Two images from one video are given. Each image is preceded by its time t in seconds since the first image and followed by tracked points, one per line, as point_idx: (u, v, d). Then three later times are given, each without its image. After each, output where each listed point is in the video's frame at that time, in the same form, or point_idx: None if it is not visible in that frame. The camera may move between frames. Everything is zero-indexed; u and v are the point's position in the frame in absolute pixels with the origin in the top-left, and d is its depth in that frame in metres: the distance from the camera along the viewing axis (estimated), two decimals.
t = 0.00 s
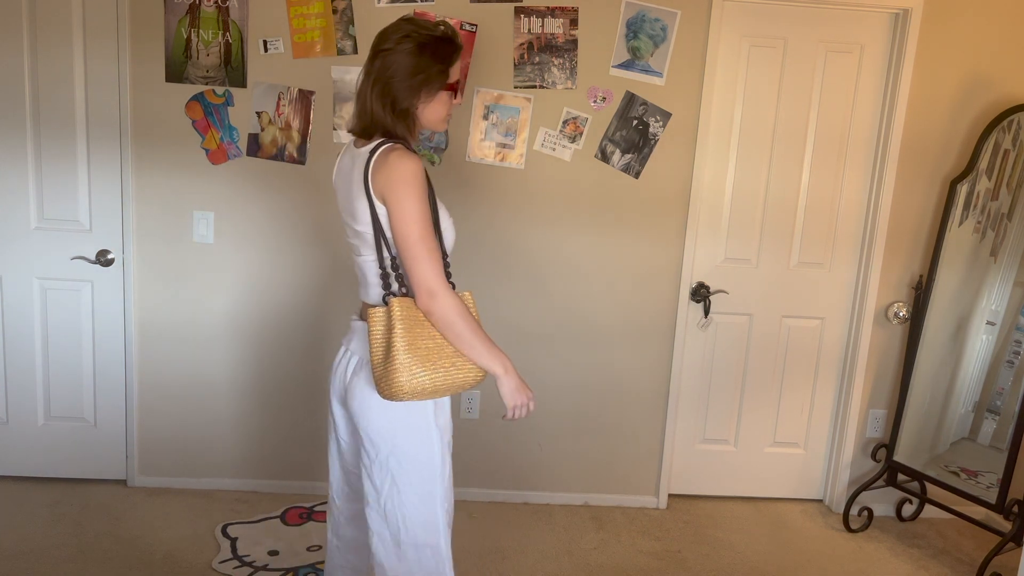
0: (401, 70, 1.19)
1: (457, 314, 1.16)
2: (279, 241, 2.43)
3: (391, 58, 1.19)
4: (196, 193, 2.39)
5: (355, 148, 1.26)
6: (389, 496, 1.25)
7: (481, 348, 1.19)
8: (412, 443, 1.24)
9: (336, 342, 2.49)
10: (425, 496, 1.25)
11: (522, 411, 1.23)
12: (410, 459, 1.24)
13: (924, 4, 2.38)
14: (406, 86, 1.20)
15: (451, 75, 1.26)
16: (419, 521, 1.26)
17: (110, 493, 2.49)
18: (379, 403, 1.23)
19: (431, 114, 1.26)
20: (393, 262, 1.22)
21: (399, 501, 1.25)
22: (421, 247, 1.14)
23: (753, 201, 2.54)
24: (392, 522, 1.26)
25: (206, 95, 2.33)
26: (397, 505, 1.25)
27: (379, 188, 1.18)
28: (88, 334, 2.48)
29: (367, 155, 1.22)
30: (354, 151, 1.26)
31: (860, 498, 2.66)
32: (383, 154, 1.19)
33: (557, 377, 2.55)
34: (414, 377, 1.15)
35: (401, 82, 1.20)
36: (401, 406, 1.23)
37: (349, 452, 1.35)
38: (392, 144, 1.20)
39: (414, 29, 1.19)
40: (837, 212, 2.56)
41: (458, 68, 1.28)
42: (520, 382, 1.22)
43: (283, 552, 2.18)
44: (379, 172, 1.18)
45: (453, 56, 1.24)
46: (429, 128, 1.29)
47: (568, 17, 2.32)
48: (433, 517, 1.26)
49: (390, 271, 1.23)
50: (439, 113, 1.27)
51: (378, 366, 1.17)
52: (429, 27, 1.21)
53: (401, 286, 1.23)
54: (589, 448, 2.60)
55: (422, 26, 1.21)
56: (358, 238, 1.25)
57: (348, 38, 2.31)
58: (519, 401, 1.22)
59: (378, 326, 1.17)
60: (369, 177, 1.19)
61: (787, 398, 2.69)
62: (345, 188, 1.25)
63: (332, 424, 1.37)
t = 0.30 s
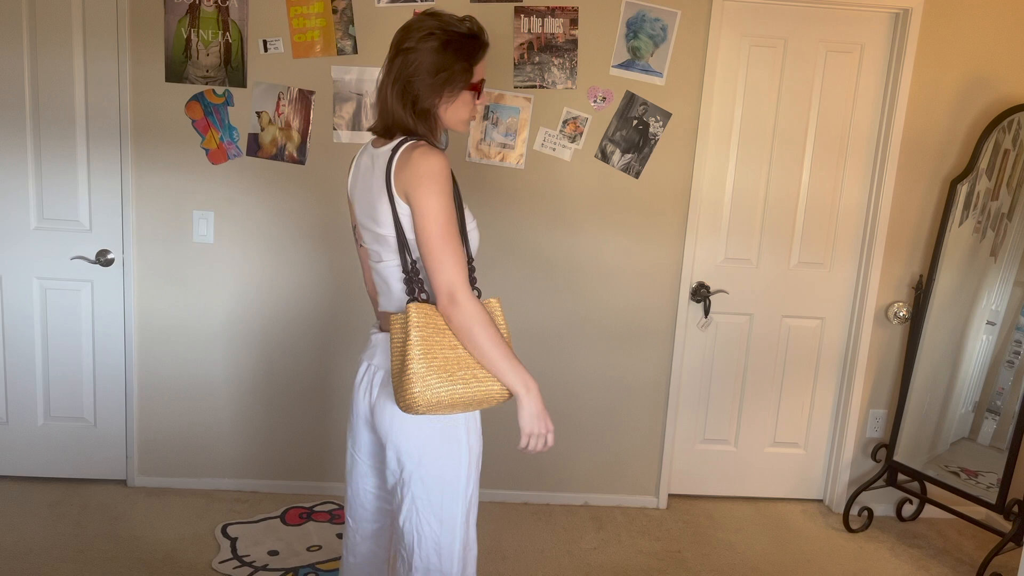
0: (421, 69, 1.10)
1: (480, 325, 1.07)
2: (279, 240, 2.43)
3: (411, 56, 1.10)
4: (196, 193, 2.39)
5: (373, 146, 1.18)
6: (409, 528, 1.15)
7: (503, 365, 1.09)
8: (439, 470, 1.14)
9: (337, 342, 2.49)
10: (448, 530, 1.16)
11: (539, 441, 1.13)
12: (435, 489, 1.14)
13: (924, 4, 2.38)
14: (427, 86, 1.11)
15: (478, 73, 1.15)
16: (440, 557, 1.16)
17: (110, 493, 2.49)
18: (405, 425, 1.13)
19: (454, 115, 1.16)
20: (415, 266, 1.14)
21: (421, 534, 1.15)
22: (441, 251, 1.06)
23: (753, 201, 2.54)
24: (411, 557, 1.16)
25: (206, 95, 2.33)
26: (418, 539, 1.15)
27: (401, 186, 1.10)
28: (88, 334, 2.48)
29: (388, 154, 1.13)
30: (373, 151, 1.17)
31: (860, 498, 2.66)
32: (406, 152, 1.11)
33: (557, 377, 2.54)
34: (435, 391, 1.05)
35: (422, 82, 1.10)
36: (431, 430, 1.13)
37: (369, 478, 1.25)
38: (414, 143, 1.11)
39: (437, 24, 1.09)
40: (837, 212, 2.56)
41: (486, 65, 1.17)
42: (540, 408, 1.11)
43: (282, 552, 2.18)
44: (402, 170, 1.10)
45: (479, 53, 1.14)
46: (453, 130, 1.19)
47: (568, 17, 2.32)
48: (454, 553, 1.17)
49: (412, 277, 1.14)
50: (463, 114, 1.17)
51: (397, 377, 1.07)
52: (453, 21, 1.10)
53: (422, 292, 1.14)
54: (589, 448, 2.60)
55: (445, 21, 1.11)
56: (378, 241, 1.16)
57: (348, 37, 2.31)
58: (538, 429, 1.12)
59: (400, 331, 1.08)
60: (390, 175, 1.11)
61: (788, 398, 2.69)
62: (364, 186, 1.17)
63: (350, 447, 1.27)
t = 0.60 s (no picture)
0: (430, 88, 1.06)
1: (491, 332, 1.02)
2: (279, 240, 2.43)
3: (420, 75, 1.06)
4: (196, 193, 2.39)
5: (384, 163, 1.16)
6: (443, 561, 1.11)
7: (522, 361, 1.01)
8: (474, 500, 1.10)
9: (337, 342, 2.49)
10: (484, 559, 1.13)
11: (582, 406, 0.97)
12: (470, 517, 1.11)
13: (924, 4, 2.38)
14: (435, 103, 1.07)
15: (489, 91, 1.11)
16: None
17: (110, 493, 2.49)
18: (437, 454, 1.08)
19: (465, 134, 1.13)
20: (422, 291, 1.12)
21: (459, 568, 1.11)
22: (454, 271, 1.02)
23: (754, 201, 2.54)
24: None
25: (206, 95, 2.33)
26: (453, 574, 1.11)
27: (415, 207, 1.06)
28: (88, 334, 2.48)
29: (401, 176, 1.10)
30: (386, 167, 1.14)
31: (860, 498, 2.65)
32: (419, 177, 1.07)
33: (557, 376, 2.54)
34: (454, 414, 1.02)
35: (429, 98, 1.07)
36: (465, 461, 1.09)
37: (392, 511, 1.20)
38: (430, 168, 1.07)
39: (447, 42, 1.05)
40: (837, 212, 2.56)
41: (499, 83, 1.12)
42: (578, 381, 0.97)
43: (282, 552, 2.18)
44: (415, 193, 1.06)
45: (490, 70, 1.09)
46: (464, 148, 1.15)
47: (568, 17, 2.32)
48: None
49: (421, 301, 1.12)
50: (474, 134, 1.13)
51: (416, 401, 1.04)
52: (463, 38, 1.06)
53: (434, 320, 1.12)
54: (589, 448, 2.60)
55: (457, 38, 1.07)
56: (392, 260, 1.15)
57: (348, 37, 2.31)
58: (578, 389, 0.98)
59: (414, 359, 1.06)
60: (402, 197, 1.08)
61: (788, 398, 2.68)
62: (378, 205, 1.15)
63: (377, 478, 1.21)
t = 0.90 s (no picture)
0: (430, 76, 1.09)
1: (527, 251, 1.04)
2: (278, 240, 2.43)
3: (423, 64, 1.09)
4: (196, 193, 2.39)
5: (399, 157, 1.18)
6: (446, 556, 1.13)
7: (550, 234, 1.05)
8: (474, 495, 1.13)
9: (337, 342, 2.49)
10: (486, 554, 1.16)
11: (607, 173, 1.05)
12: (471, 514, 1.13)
13: (924, 4, 2.38)
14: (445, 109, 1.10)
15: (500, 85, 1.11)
16: None
17: (110, 494, 2.49)
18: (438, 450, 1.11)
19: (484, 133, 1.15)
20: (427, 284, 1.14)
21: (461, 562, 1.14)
22: (481, 235, 1.05)
23: (753, 201, 2.54)
24: None
25: (206, 95, 2.33)
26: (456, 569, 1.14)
27: (434, 194, 1.10)
28: (87, 334, 2.48)
29: (417, 168, 1.13)
30: (400, 162, 1.17)
31: (860, 498, 2.65)
32: (435, 167, 1.10)
33: (557, 376, 2.54)
34: (455, 420, 1.06)
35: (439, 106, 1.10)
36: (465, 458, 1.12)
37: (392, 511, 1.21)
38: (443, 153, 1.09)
39: (445, 51, 1.06)
40: (837, 212, 2.56)
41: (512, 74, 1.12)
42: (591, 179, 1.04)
43: (282, 552, 2.18)
44: (434, 182, 1.09)
45: (499, 65, 1.09)
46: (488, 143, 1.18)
47: (568, 17, 2.32)
48: (490, 571, 1.17)
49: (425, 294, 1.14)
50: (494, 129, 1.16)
51: (417, 405, 1.09)
52: (462, 43, 1.07)
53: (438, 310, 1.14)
54: (588, 447, 2.60)
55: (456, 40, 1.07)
56: (405, 252, 1.18)
57: (348, 38, 2.31)
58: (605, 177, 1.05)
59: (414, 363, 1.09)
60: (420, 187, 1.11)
61: (788, 398, 2.68)
62: (395, 196, 1.18)
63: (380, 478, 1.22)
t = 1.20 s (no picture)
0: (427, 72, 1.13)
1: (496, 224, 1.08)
2: (278, 240, 2.43)
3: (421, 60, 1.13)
4: (196, 193, 2.39)
5: (406, 148, 1.23)
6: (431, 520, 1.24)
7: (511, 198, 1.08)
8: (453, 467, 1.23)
9: (337, 342, 2.49)
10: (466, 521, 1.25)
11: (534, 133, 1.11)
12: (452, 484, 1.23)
13: (924, 3, 2.38)
14: (455, 108, 1.13)
15: (501, 72, 1.15)
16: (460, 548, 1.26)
17: (110, 493, 2.49)
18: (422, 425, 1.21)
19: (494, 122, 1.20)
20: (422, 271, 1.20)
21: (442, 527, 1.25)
22: (469, 223, 1.11)
23: (753, 201, 2.54)
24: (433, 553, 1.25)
25: (206, 95, 2.33)
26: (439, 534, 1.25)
27: (438, 184, 1.14)
28: (87, 334, 2.48)
29: (422, 159, 1.18)
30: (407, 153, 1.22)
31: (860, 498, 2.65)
32: (438, 159, 1.14)
33: (557, 376, 2.54)
34: (421, 402, 1.15)
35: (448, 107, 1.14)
36: (442, 433, 1.21)
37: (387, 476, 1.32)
38: (448, 146, 1.14)
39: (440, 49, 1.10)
40: (837, 212, 2.56)
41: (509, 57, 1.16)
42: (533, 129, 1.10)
43: (282, 552, 2.18)
44: (436, 176, 1.14)
45: (497, 53, 1.13)
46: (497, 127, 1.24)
47: (568, 17, 2.32)
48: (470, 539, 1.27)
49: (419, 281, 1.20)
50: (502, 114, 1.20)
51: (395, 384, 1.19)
52: (453, 40, 1.10)
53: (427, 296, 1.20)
54: (588, 448, 2.60)
55: (450, 38, 1.10)
56: (408, 240, 1.24)
57: (348, 37, 2.31)
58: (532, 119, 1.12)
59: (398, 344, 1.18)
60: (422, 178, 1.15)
61: (788, 398, 2.68)
62: (400, 186, 1.23)
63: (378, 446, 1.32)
